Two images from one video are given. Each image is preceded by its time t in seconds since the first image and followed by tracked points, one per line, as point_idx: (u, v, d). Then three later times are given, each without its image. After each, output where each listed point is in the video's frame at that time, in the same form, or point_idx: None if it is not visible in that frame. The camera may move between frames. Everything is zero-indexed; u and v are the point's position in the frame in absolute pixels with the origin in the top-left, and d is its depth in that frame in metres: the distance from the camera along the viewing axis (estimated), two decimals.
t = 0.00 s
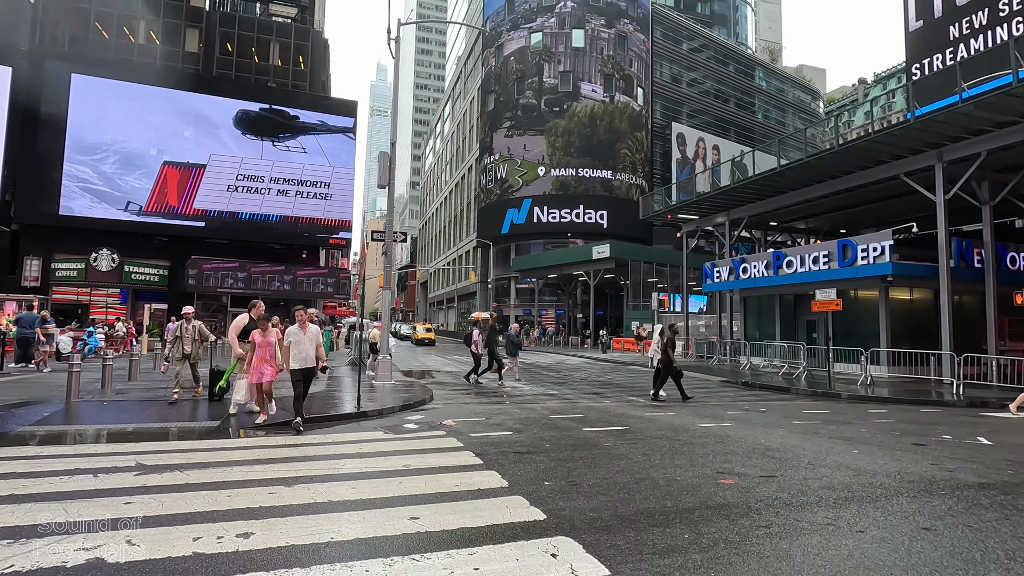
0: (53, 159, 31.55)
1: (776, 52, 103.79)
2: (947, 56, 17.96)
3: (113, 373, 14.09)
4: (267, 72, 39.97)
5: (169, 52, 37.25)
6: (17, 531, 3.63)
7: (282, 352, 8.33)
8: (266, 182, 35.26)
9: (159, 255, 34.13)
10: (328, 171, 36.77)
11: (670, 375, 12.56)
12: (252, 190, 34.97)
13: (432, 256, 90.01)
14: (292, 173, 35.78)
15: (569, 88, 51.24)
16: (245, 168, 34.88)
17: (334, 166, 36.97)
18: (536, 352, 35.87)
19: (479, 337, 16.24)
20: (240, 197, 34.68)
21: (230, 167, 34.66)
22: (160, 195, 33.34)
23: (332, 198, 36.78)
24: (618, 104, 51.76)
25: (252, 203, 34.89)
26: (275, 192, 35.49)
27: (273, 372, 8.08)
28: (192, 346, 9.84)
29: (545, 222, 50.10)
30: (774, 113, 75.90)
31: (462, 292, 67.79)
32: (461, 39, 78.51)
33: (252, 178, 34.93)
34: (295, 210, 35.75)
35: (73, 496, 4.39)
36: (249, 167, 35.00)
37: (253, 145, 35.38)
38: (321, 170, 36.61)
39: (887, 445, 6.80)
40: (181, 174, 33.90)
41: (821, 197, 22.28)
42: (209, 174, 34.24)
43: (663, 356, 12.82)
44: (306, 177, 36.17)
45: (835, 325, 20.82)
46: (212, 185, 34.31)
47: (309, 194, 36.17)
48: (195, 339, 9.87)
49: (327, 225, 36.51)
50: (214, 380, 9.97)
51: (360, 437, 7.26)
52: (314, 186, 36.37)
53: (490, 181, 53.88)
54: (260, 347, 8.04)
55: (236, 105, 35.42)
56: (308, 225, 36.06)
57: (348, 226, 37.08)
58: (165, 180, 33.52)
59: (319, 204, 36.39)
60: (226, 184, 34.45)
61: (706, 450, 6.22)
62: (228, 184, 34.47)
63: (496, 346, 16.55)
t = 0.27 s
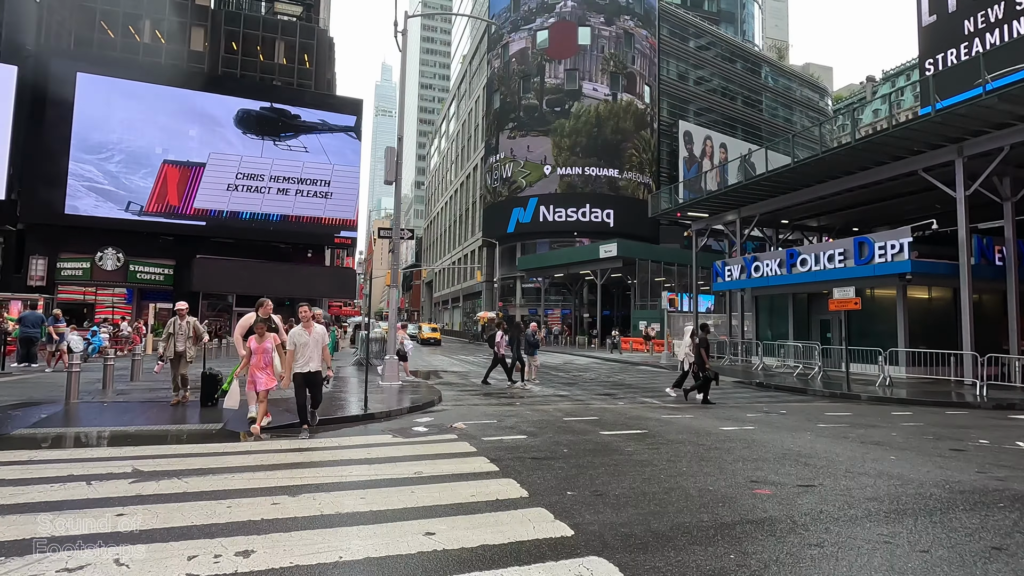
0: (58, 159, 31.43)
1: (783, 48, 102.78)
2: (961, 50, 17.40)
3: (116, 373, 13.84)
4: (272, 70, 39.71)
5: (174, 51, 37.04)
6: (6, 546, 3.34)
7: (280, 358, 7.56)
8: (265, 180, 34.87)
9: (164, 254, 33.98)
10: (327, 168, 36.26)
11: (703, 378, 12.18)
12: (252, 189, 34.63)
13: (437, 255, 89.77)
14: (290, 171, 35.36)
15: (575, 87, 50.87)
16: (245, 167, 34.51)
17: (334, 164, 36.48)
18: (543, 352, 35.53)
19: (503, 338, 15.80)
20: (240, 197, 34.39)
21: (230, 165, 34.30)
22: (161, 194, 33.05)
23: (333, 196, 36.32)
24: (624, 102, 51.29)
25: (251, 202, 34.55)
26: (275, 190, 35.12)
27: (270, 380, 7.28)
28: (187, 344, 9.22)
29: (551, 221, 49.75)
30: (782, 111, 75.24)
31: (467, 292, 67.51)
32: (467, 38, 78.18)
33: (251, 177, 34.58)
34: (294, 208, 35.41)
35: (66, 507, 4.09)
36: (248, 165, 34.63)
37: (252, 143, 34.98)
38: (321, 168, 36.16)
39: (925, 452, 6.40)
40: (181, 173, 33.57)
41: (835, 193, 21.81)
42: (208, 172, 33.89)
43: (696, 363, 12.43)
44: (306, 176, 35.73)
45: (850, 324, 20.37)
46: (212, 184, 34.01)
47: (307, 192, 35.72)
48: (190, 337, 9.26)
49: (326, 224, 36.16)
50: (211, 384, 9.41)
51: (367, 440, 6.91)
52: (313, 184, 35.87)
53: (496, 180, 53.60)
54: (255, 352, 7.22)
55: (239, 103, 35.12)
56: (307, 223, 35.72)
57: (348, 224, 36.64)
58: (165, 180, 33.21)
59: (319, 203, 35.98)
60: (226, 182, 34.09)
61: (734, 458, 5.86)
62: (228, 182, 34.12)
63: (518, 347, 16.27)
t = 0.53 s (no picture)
0: (58, 159, 31.18)
1: (786, 48, 102.37)
2: (970, 48, 17.05)
3: (114, 377, 13.54)
4: (274, 70, 39.42)
5: (175, 50, 36.74)
6: None
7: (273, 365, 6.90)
8: (263, 181, 34.47)
9: (165, 255, 33.70)
10: (325, 168, 35.80)
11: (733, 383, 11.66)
12: (249, 189, 34.21)
13: (439, 256, 89.48)
14: (288, 171, 34.95)
15: (579, 87, 50.67)
16: (241, 168, 34.09)
17: (333, 164, 36.03)
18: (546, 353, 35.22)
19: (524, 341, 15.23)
20: (237, 197, 34.01)
21: (227, 166, 33.91)
22: (157, 196, 32.67)
23: (331, 196, 35.87)
24: (628, 102, 50.95)
25: (247, 202, 34.15)
26: (272, 191, 34.69)
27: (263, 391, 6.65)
28: (175, 353, 8.75)
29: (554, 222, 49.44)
30: (785, 111, 74.93)
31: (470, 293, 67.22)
32: (469, 38, 77.87)
33: (249, 177, 34.17)
34: (292, 208, 34.98)
35: (46, 530, 3.75)
36: (245, 165, 34.22)
37: (248, 143, 34.55)
38: (318, 166, 35.67)
39: (962, 463, 6.04)
40: (177, 174, 33.14)
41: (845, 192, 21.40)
42: (204, 173, 33.48)
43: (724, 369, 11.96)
44: (304, 175, 35.30)
45: (861, 326, 19.98)
46: (209, 185, 33.63)
47: (305, 192, 35.26)
48: (178, 346, 8.78)
49: (324, 224, 35.72)
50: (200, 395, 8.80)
51: (371, 450, 6.57)
52: (311, 184, 35.44)
53: (499, 180, 53.43)
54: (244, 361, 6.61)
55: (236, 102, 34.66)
56: (307, 223, 35.36)
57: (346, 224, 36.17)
58: (162, 180, 32.77)
59: (317, 203, 35.55)
60: (223, 183, 33.70)
61: (762, 470, 5.51)
62: (225, 183, 33.74)
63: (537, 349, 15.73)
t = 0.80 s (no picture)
0: (58, 158, 30.88)
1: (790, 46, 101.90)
2: (979, 43, 16.63)
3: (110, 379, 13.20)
4: (275, 68, 39.10)
5: (176, 48, 36.46)
6: None
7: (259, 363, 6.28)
8: (261, 180, 34.16)
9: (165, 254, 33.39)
10: (323, 166, 35.55)
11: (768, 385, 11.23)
12: (246, 188, 33.89)
13: (441, 255, 89.17)
14: (285, 170, 34.65)
15: (581, 84, 50.24)
16: (238, 167, 33.79)
17: (331, 162, 35.73)
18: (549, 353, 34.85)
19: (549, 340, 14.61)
20: (234, 197, 33.70)
21: (225, 166, 33.63)
22: (154, 195, 32.32)
23: (329, 194, 35.58)
24: (630, 99, 50.58)
25: (244, 201, 33.79)
26: (270, 189, 34.37)
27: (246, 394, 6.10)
28: (161, 354, 8.35)
29: (557, 220, 49.10)
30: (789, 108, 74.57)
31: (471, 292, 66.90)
32: (471, 36, 77.53)
33: (246, 176, 33.87)
34: (290, 207, 34.62)
35: (23, 548, 3.41)
36: (243, 164, 33.93)
37: (245, 142, 34.25)
38: (316, 165, 35.42)
39: (1003, 469, 5.67)
40: (175, 174, 32.82)
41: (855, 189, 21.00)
42: (202, 172, 33.19)
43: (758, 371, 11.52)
44: (302, 174, 35.02)
45: (872, 325, 19.62)
46: (206, 184, 33.32)
47: (303, 190, 34.98)
48: (164, 346, 8.40)
49: (322, 222, 35.34)
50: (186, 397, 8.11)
51: (376, 455, 6.23)
52: (309, 183, 35.17)
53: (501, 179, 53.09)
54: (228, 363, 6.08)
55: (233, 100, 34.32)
56: (304, 221, 34.83)
57: (344, 222, 35.83)
58: (159, 180, 32.42)
59: (315, 201, 35.20)
60: (220, 182, 33.41)
61: (793, 478, 5.16)
62: (222, 182, 33.46)
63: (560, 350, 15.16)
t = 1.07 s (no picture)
0: (58, 157, 30.63)
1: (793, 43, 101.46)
2: (990, 38, 16.20)
3: (108, 381, 12.91)
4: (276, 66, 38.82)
5: (177, 46, 36.19)
6: None
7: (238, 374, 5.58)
8: (261, 179, 33.90)
9: (166, 254, 33.14)
10: (323, 165, 35.32)
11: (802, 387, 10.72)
12: (245, 187, 33.59)
13: (443, 254, 88.90)
14: (285, 169, 34.39)
15: (584, 82, 49.86)
16: (238, 167, 33.55)
17: (331, 161, 35.49)
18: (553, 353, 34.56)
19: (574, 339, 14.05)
20: (233, 196, 33.41)
21: (224, 166, 33.40)
22: (153, 195, 32.06)
23: (328, 193, 35.30)
24: (634, 97, 50.19)
25: (243, 200, 33.49)
26: (269, 189, 34.07)
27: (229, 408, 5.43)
28: (145, 359, 8.08)
29: (560, 219, 48.75)
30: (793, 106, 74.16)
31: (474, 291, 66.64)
32: (473, 34, 77.20)
33: (245, 176, 33.62)
34: (288, 206, 34.28)
35: None
36: (243, 163, 33.68)
37: (244, 142, 33.99)
38: (316, 164, 35.18)
39: None
40: (174, 174, 32.58)
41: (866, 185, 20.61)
42: (201, 172, 32.95)
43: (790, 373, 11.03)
44: (301, 173, 34.78)
45: (885, 324, 19.26)
46: (205, 184, 33.05)
47: (303, 189, 34.72)
48: (148, 351, 8.13)
49: (322, 221, 35.04)
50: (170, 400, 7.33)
51: (380, 464, 5.91)
52: (309, 182, 34.92)
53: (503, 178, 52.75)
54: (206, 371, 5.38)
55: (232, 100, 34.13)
56: (302, 219, 34.53)
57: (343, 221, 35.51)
58: (158, 180, 32.18)
59: (313, 200, 34.88)
60: (219, 181, 33.17)
61: (826, 490, 4.82)
62: (221, 182, 33.20)
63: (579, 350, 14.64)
